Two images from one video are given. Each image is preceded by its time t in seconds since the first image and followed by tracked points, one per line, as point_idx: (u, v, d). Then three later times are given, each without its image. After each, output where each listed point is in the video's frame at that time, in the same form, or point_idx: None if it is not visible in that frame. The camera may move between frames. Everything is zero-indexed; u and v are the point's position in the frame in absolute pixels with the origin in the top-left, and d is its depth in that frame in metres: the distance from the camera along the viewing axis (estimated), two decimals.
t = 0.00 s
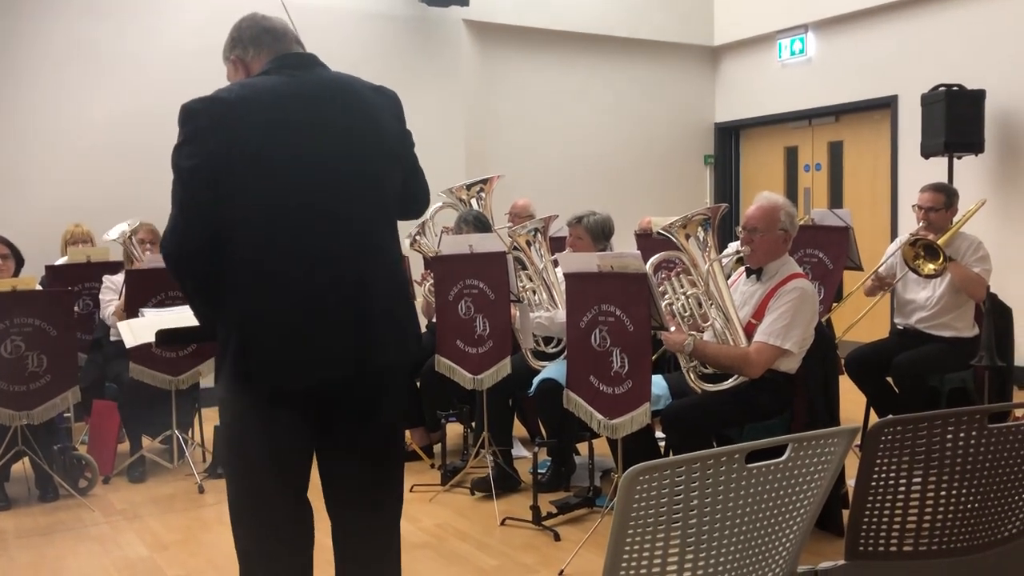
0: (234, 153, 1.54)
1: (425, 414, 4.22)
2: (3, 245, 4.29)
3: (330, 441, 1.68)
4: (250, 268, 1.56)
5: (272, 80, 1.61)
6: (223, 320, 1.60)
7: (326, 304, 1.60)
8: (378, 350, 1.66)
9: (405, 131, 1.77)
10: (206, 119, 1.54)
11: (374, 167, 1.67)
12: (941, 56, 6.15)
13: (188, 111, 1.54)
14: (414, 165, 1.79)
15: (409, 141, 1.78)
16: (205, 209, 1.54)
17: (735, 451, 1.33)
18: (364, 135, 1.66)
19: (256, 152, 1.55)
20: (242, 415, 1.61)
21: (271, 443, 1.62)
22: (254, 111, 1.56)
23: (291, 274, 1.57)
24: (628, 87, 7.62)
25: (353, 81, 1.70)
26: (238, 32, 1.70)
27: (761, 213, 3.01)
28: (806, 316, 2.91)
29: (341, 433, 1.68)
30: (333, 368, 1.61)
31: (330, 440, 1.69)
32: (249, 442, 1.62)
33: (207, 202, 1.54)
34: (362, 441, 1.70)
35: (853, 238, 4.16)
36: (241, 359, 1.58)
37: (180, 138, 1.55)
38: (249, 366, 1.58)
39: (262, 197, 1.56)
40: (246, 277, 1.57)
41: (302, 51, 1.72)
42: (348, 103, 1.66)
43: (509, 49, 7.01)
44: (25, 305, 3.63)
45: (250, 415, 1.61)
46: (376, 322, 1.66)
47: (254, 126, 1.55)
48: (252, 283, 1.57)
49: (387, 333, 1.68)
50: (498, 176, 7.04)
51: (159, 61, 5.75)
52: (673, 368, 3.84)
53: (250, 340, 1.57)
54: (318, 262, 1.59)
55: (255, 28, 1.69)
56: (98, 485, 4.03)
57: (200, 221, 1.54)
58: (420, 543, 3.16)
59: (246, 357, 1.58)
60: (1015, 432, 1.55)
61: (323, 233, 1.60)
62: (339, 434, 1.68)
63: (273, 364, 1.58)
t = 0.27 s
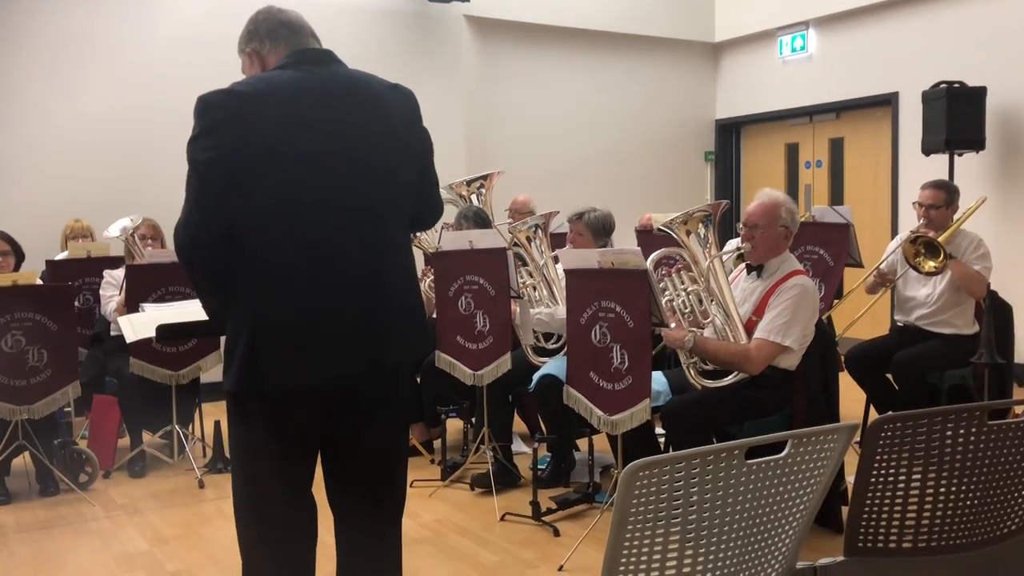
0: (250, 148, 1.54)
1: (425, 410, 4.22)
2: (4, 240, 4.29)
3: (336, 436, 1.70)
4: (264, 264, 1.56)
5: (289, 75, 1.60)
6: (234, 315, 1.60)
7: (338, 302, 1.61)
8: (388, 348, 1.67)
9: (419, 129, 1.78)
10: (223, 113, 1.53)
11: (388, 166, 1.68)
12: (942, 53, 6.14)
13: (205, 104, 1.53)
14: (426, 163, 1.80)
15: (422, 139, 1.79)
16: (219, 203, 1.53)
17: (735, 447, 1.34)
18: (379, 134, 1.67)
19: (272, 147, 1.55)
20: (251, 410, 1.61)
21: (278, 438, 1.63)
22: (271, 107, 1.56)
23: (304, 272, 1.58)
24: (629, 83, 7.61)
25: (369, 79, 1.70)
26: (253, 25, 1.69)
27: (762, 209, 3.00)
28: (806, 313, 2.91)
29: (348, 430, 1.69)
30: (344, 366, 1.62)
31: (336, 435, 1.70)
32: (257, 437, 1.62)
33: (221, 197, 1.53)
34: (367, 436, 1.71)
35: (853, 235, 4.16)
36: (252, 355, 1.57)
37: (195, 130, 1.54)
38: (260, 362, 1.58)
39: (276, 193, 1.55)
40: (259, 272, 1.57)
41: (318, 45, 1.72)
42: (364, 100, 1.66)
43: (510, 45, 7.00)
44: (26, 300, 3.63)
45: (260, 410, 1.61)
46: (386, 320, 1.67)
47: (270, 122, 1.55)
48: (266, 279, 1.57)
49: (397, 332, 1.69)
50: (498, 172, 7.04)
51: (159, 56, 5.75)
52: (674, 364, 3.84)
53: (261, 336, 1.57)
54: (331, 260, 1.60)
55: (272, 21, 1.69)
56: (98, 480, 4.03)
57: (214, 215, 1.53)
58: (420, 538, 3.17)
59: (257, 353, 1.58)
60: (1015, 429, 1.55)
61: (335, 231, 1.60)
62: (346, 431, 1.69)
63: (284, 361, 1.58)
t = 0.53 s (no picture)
0: (263, 141, 1.54)
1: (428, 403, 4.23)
2: (7, 234, 4.29)
3: (342, 430, 1.70)
4: (273, 258, 1.57)
5: (303, 69, 1.61)
6: (244, 307, 1.61)
7: (348, 296, 1.61)
8: (396, 344, 1.67)
9: (432, 125, 1.78)
10: (237, 105, 1.54)
11: (400, 162, 1.68)
12: (947, 48, 6.12)
13: (218, 96, 1.54)
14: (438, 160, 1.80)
15: (436, 135, 1.79)
16: (230, 195, 1.54)
17: (738, 441, 1.34)
18: (392, 129, 1.67)
19: (284, 141, 1.55)
20: (259, 403, 1.62)
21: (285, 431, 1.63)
22: (285, 100, 1.56)
23: (314, 266, 1.58)
24: (632, 77, 7.59)
25: (384, 74, 1.70)
26: (268, 16, 1.69)
27: (766, 204, 3.00)
28: (809, 309, 2.91)
29: (355, 425, 1.70)
30: (352, 360, 1.62)
31: (342, 429, 1.70)
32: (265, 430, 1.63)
33: (233, 189, 1.54)
34: (373, 431, 1.71)
35: (857, 230, 4.18)
36: (260, 348, 1.58)
37: (208, 122, 1.55)
38: (268, 355, 1.58)
39: (288, 187, 1.56)
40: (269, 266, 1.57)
41: (333, 38, 1.71)
42: (378, 96, 1.66)
43: (514, 39, 6.99)
44: (30, 292, 3.63)
45: (267, 404, 1.61)
46: (395, 316, 1.67)
47: (283, 116, 1.55)
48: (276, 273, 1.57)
49: (406, 327, 1.69)
50: (501, 166, 7.03)
51: (162, 49, 5.74)
52: (676, 359, 3.85)
53: (270, 330, 1.58)
54: (341, 255, 1.60)
55: (287, 12, 1.68)
56: (102, 472, 4.04)
57: (225, 207, 1.54)
58: (423, 531, 3.17)
59: (266, 346, 1.58)
60: (1019, 424, 1.55)
61: (345, 227, 1.60)
62: (353, 425, 1.70)
63: (293, 355, 1.58)
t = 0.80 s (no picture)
0: (270, 135, 1.54)
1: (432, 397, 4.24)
2: (12, 227, 4.30)
3: (346, 426, 1.70)
4: (280, 253, 1.57)
5: (312, 63, 1.60)
6: (250, 301, 1.61)
7: (353, 292, 1.61)
8: (401, 341, 1.67)
9: (441, 122, 1.77)
10: (246, 99, 1.53)
11: (408, 158, 1.67)
12: (953, 43, 6.10)
13: (227, 89, 1.54)
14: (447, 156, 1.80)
15: (445, 131, 1.78)
16: (237, 189, 1.54)
17: (742, 437, 1.33)
18: (401, 125, 1.66)
19: (291, 135, 1.55)
20: (263, 398, 1.62)
21: (289, 426, 1.63)
22: (294, 94, 1.56)
23: (320, 261, 1.58)
24: (637, 71, 7.58)
25: (394, 68, 1.70)
26: (280, 8, 1.68)
27: (771, 199, 3.00)
28: (814, 304, 2.90)
29: (360, 420, 1.70)
30: (357, 356, 1.62)
31: (347, 424, 1.70)
32: (269, 424, 1.63)
33: (240, 183, 1.54)
34: (377, 426, 1.71)
35: (863, 224, 4.14)
36: (266, 343, 1.58)
37: (217, 115, 1.55)
38: (274, 349, 1.58)
39: (295, 182, 1.56)
40: (275, 261, 1.57)
41: (345, 32, 1.70)
42: (386, 91, 1.66)
43: (519, 33, 6.98)
44: (34, 285, 3.64)
45: (272, 398, 1.61)
46: (400, 312, 1.67)
47: (291, 110, 1.55)
48: (282, 268, 1.57)
49: (411, 324, 1.69)
50: (506, 160, 7.03)
51: (167, 43, 5.74)
52: (680, 354, 3.85)
53: (276, 325, 1.58)
54: (347, 251, 1.60)
55: (298, 5, 1.67)
56: (107, 464, 4.06)
57: (232, 201, 1.54)
58: (426, 524, 3.18)
59: (271, 341, 1.58)
60: None
61: (351, 222, 1.60)
62: (358, 421, 1.70)
63: (298, 350, 1.58)
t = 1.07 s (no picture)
0: (275, 132, 1.54)
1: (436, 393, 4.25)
2: (16, 223, 4.31)
3: (350, 421, 1.70)
4: (285, 249, 1.57)
5: (318, 60, 1.60)
6: (254, 298, 1.61)
7: (358, 289, 1.61)
8: (405, 339, 1.67)
9: (446, 118, 1.77)
10: (251, 95, 1.53)
11: (414, 154, 1.68)
12: (958, 40, 6.08)
13: (233, 85, 1.54)
14: (452, 154, 1.80)
15: (451, 129, 1.78)
16: (242, 185, 1.54)
17: (746, 434, 1.33)
18: (406, 123, 1.66)
19: (297, 132, 1.55)
20: (268, 393, 1.62)
21: (293, 421, 1.64)
22: (299, 91, 1.56)
23: (325, 258, 1.58)
24: (641, 68, 7.56)
25: (400, 66, 1.70)
26: (287, 4, 1.68)
27: (774, 195, 2.99)
28: (818, 301, 2.90)
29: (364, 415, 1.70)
30: (361, 352, 1.62)
31: (351, 419, 1.70)
32: (273, 419, 1.63)
33: (244, 180, 1.54)
34: (380, 423, 1.71)
35: (867, 221, 4.12)
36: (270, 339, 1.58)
37: (222, 111, 1.55)
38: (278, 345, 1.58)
39: (300, 179, 1.55)
40: (280, 257, 1.57)
41: (352, 28, 1.70)
42: (392, 89, 1.66)
43: (522, 30, 6.97)
44: (38, 281, 3.65)
45: (277, 394, 1.62)
46: (404, 310, 1.66)
47: (297, 107, 1.55)
48: (286, 264, 1.57)
49: (415, 322, 1.69)
50: (510, 156, 7.02)
51: (171, 40, 5.75)
52: (683, 351, 3.85)
53: (280, 321, 1.58)
54: (351, 248, 1.60)
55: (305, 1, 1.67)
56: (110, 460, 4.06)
57: (236, 198, 1.54)
58: (429, 520, 3.18)
59: (275, 337, 1.58)
60: None
61: (356, 220, 1.60)
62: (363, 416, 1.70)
63: (301, 347, 1.58)
